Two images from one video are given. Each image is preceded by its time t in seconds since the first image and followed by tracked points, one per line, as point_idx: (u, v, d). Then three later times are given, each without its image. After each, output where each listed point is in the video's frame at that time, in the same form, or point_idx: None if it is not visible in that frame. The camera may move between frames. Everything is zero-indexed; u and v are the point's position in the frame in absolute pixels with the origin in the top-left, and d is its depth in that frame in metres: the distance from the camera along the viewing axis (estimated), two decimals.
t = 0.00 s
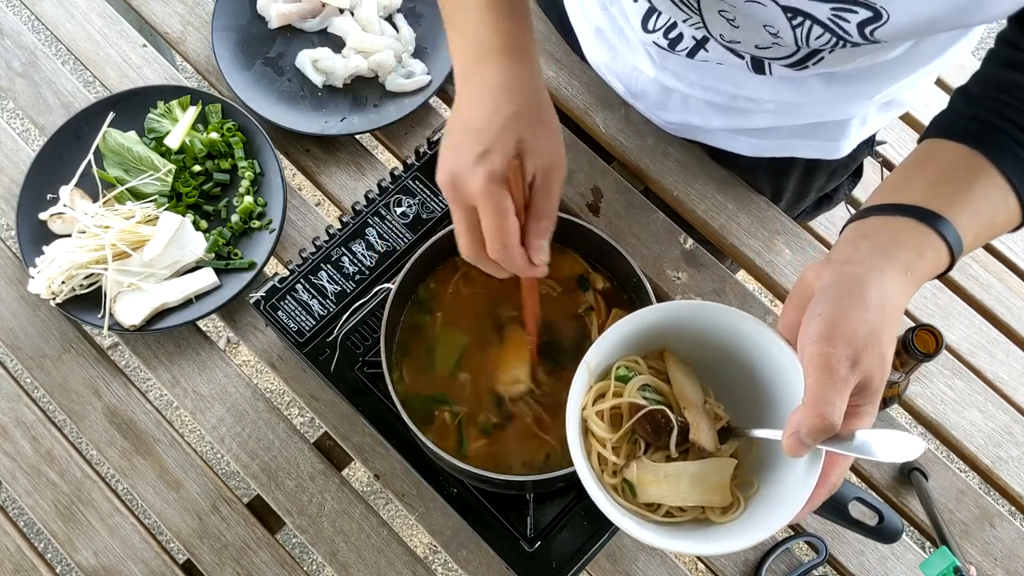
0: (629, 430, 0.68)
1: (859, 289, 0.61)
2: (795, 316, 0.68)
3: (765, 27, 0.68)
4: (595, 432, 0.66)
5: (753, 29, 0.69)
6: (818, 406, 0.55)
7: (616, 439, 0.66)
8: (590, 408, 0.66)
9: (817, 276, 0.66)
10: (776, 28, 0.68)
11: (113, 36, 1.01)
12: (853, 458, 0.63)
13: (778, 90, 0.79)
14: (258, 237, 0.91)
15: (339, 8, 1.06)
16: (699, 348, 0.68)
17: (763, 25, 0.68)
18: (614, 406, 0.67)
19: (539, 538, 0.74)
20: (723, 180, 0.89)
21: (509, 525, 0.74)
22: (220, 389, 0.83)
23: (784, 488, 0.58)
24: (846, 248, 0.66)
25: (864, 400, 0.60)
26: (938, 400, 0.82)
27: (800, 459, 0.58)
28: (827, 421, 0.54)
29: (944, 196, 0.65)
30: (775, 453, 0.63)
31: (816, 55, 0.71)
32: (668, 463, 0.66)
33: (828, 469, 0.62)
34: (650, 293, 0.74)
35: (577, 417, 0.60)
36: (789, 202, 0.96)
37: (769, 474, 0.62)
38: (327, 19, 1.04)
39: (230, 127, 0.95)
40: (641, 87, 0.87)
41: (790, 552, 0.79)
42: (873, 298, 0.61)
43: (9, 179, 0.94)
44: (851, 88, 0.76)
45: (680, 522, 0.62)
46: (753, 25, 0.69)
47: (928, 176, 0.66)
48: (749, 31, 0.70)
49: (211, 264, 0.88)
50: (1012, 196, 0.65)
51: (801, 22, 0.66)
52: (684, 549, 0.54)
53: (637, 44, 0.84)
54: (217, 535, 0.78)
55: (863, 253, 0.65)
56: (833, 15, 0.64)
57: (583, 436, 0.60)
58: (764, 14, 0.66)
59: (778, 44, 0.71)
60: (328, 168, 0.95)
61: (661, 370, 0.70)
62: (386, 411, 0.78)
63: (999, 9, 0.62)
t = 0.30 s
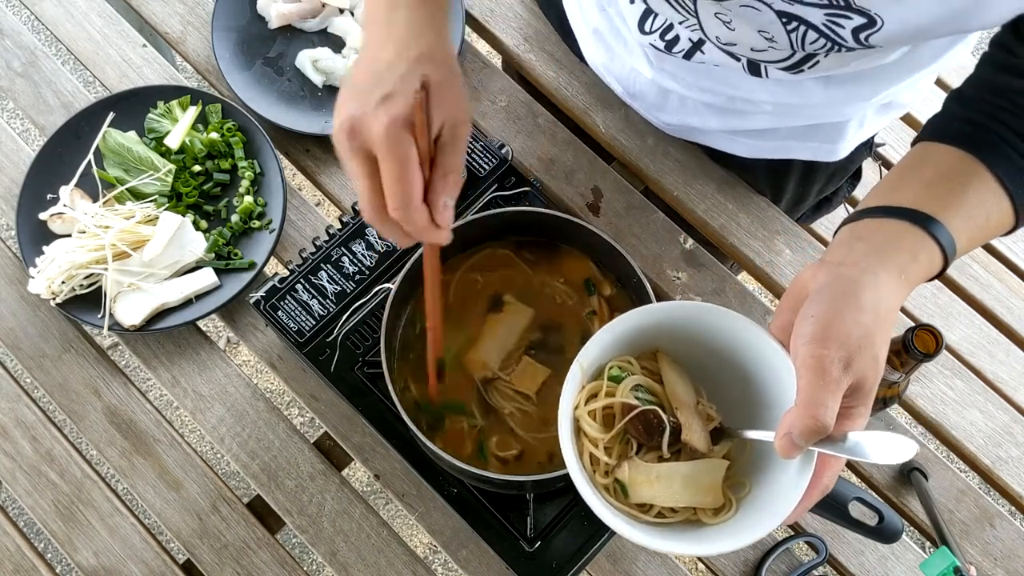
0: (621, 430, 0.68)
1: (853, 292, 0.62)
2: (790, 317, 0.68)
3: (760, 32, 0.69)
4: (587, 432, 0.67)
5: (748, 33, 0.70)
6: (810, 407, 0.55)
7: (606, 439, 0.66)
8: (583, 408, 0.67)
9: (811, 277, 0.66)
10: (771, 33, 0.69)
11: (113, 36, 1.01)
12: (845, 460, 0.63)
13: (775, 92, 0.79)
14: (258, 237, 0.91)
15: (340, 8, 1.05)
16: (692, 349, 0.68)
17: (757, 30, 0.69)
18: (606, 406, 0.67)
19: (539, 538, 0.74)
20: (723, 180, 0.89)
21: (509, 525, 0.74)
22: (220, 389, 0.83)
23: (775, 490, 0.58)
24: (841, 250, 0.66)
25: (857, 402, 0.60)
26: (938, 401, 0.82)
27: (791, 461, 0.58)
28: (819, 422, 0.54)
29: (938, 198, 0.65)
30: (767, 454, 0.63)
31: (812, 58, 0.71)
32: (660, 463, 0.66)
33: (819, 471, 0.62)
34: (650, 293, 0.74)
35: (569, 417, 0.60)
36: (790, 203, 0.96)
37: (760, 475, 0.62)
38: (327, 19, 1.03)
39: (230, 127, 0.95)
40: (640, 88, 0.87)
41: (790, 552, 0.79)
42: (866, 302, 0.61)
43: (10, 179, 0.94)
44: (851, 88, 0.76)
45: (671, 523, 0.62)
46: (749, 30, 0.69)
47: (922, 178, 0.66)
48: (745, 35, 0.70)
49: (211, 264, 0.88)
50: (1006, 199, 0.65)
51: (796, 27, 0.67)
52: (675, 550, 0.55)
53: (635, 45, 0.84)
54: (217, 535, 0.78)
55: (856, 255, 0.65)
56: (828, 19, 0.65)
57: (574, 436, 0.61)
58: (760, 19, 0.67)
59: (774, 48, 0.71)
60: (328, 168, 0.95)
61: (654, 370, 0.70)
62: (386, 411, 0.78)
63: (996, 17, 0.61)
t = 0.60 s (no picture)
0: (617, 425, 0.68)
1: (849, 289, 0.61)
2: (785, 316, 0.67)
3: (761, 28, 0.69)
4: (583, 427, 0.67)
5: (749, 30, 0.70)
6: (805, 402, 0.55)
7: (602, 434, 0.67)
8: (579, 402, 0.67)
9: (807, 274, 0.66)
10: (772, 28, 0.68)
11: (113, 36, 1.01)
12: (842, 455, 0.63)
13: (775, 91, 0.79)
14: (258, 237, 0.91)
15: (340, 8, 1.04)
16: (688, 345, 0.68)
17: (759, 25, 0.69)
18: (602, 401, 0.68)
19: (539, 538, 0.74)
20: (723, 180, 0.89)
21: (508, 525, 0.74)
22: (220, 389, 0.83)
23: (772, 484, 0.59)
24: (837, 247, 0.66)
25: (853, 399, 0.60)
26: (938, 401, 0.82)
27: (788, 455, 0.58)
28: (814, 417, 0.54)
29: (936, 194, 0.65)
30: (764, 450, 0.63)
31: (812, 57, 0.71)
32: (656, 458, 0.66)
33: (815, 466, 0.62)
34: (650, 293, 0.74)
35: (565, 410, 0.60)
36: (790, 203, 0.96)
37: (756, 470, 0.62)
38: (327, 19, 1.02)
39: (230, 127, 0.95)
40: (640, 87, 0.87)
41: (790, 552, 0.79)
42: (863, 298, 0.61)
43: (10, 179, 0.94)
44: (851, 88, 0.76)
45: (666, 518, 0.62)
46: (750, 25, 0.69)
47: (921, 175, 0.66)
48: (745, 32, 0.71)
49: (210, 264, 0.88)
50: (1005, 195, 0.65)
51: (796, 24, 0.67)
52: (671, 546, 0.55)
53: (636, 44, 0.84)
54: (217, 535, 0.78)
55: (852, 252, 0.64)
56: (828, 18, 0.65)
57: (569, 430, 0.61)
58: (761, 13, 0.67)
59: (774, 46, 0.71)
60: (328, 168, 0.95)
61: (651, 366, 0.70)
62: (386, 411, 0.78)
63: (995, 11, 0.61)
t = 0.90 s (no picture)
0: (615, 428, 0.68)
1: (847, 293, 0.62)
2: (783, 318, 0.68)
3: (760, 31, 0.69)
4: (581, 430, 0.67)
5: (749, 32, 0.70)
6: (802, 407, 0.55)
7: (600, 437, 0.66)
8: (578, 406, 0.66)
9: (806, 277, 0.66)
10: (771, 31, 0.68)
11: (113, 36, 1.01)
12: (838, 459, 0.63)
13: (773, 92, 0.79)
14: (258, 237, 0.91)
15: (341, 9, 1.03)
16: (687, 348, 0.68)
17: (758, 28, 0.69)
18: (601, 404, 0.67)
19: (539, 538, 0.74)
20: (722, 180, 0.89)
21: (509, 525, 0.74)
22: (220, 389, 0.83)
23: (768, 488, 0.58)
24: (835, 251, 0.66)
25: (851, 403, 0.60)
26: (938, 400, 0.82)
27: (785, 460, 0.58)
28: (811, 423, 0.54)
29: (934, 200, 0.65)
30: (761, 453, 0.63)
31: (810, 60, 0.71)
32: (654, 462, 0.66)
33: (813, 470, 0.62)
34: (650, 293, 0.74)
35: (563, 414, 0.60)
36: (790, 203, 0.96)
37: (753, 474, 0.62)
38: (327, 19, 1.03)
39: (230, 127, 0.95)
40: (639, 88, 0.87)
41: (790, 552, 0.79)
42: (860, 302, 0.61)
43: (10, 179, 0.94)
44: (850, 89, 0.76)
45: (663, 521, 0.62)
46: (749, 28, 0.69)
47: (918, 179, 0.66)
48: (745, 35, 0.71)
49: (210, 264, 0.88)
50: (1002, 201, 0.65)
51: (795, 28, 0.67)
52: (667, 549, 0.54)
53: (634, 44, 0.84)
54: (217, 535, 0.78)
55: (849, 257, 0.65)
56: (826, 21, 0.65)
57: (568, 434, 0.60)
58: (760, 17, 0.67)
59: (773, 49, 0.71)
60: (328, 168, 0.95)
61: (649, 369, 0.70)
62: (386, 411, 0.78)
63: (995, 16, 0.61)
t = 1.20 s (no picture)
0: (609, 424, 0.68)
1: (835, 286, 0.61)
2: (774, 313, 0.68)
3: (742, 44, 0.69)
4: (576, 427, 0.68)
5: (733, 45, 0.70)
6: (786, 400, 0.54)
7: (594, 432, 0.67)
8: (571, 403, 0.67)
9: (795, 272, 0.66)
10: (753, 44, 0.68)
11: (113, 36, 1.01)
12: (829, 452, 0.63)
13: (765, 99, 0.78)
14: (258, 237, 0.91)
15: (340, 9, 1.07)
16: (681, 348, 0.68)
17: (741, 41, 0.69)
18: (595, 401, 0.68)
19: (539, 538, 0.73)
20: (723, 180, 0.89)
21: (509, 525, 0.74)
22: (220, 389, 0.83)
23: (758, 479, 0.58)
24: (825, 245, 0.66)
25: (839, 395, 0.60)
26: (938, 400, 0.82)
27: (773, 451, 0.57)
28: (795, 415, 0.54)
29: (924, 192, 0.64)
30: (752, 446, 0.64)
31: (800, 67, 0.71)
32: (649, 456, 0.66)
33: (803, 462, 0.63)
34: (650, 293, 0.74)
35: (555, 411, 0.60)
36: (790, 204, 0.96)
37: (745, 466, 0.62)
38: (326, 19, 1.06)
39: (230, 127, 0.95)
40: (634, 93, 0.87)
41: (790, 552, 0.79)
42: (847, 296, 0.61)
43: (10, 179, 0.94)
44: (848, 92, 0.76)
45: (659, 513, 0.63)
46: (732, 41, 0.69)
47: (911, 173, 0.66)
48: (729, 48, 0.71)
49: (210, 264, 0.88)
50: (993, 192, 0.65)
51: (777, 41, 0.67)
52: (658, 539, 0.54)
53: (628, 50, 0.84)
54: (217, 536, 0.78)
55: (839, 249, 0.65)
56: (807, 35, 0.65)
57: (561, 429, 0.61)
58: (743, 32, 0.67)
59: (760, 58, 0.71)
60: (328, 168, 0.95)
61: (643, 366, 0.70)
62: (386, 411, 0.78)
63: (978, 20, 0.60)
